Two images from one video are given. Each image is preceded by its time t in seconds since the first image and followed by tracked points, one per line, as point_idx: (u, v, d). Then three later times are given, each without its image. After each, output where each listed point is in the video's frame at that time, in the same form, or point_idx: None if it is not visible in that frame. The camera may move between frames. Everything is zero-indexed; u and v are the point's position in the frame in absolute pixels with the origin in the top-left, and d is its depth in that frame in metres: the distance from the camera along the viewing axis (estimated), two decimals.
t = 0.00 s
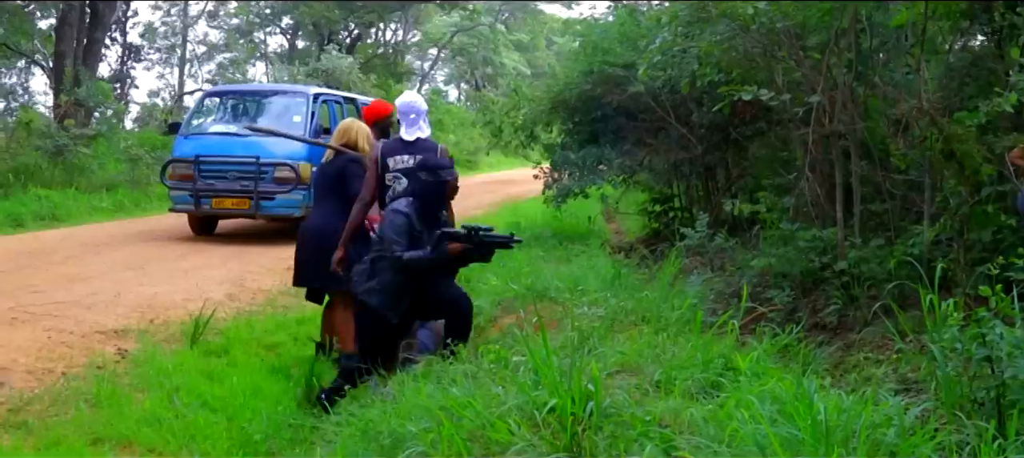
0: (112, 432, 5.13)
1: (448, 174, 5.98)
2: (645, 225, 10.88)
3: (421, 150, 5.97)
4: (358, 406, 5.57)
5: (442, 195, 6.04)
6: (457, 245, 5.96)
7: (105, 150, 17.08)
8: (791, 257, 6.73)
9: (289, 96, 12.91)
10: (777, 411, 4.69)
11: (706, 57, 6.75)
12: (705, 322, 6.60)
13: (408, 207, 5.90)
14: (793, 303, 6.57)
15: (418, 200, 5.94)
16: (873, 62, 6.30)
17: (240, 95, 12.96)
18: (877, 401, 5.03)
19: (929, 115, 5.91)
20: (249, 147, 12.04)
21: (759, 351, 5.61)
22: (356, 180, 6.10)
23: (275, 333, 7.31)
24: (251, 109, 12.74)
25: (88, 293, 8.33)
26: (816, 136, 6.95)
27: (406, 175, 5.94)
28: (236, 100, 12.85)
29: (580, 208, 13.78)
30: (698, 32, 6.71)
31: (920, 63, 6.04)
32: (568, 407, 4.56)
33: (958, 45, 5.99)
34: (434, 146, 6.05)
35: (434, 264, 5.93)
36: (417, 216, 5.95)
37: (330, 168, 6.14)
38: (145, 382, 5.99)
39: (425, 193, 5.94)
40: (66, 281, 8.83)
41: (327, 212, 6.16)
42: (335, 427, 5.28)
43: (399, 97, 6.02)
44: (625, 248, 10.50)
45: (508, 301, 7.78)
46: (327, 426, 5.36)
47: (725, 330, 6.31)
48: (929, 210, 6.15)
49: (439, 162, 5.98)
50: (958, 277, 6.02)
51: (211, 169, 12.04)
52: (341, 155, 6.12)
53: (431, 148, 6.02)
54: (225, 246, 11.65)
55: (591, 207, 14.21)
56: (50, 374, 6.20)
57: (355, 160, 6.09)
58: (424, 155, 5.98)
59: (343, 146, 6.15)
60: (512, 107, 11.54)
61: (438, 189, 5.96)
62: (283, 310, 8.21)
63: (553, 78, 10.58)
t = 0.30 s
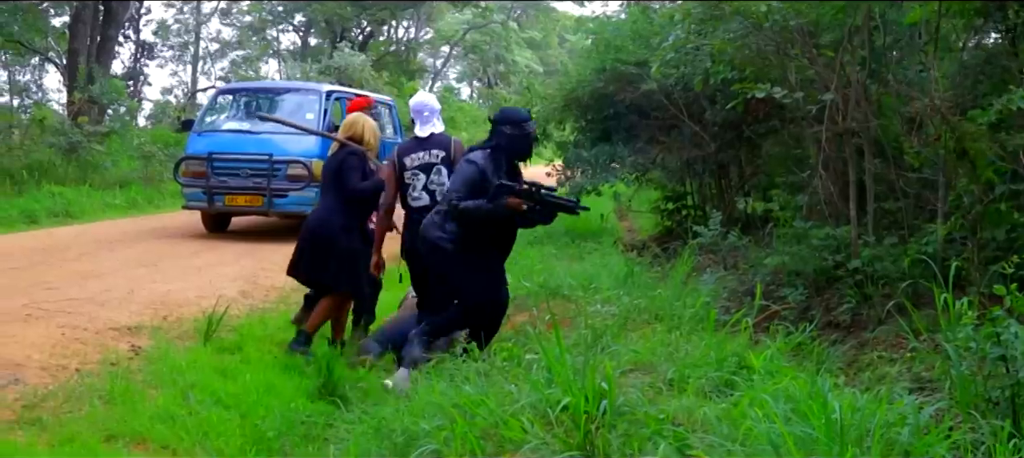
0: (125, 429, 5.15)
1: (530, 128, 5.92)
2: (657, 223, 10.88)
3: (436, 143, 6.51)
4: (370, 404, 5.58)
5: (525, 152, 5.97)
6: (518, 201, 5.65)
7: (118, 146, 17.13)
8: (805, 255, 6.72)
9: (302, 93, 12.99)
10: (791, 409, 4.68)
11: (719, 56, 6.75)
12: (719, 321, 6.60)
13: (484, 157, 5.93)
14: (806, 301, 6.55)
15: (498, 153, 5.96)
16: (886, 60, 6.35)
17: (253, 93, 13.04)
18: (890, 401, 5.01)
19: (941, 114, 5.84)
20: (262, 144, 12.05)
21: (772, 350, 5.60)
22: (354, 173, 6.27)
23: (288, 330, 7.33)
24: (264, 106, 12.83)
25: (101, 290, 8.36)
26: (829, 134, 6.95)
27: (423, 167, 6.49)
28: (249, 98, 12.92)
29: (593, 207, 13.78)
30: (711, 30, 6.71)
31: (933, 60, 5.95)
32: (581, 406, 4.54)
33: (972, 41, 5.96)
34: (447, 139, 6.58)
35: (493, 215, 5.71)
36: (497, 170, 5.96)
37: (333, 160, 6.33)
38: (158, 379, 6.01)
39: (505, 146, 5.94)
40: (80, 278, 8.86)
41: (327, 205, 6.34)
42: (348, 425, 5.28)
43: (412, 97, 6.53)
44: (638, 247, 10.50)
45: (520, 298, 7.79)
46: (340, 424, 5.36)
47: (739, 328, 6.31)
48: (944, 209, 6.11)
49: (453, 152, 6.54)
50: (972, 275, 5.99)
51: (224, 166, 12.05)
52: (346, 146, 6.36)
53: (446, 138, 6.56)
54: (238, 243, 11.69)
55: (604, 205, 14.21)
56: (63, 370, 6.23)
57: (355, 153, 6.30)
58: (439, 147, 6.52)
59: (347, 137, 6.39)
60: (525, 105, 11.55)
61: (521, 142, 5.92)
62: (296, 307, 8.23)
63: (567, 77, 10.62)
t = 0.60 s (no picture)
0: (140, 429, 5.17)
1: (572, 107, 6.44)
2: (670, 220, 10.88)
3: (454, 140, 6.53)
4: (384, 402, 5.59)
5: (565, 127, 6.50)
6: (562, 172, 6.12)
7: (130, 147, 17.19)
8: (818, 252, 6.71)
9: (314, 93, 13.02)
10: (806, 407, 4.68)
11: (730, 53, 6.75)
12: (732, 318, 6.60)
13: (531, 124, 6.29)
14: (819, 298, 6.54)
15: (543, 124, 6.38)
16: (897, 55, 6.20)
17: (265, 93, 13.05)
18: (905, 397, 5.00)
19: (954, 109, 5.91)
20: (274, 144, 12.10)
21: (786, 347, 5.60)
22: (356, 173, 6.30)
23: (302, 330, 7.36)
24: (276, 106, 12.83)
25: (115, 291, 8.40)
26: (842, 130, 6.94)
27: (439, 162, 6.51)
28: (261, 97, 12.93)
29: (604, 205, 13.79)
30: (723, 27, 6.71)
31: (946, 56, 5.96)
32: (596, 404, 4.54)
33: (985, 37, 5.77)
34: (463, 136, 6.61)
35: (539, 182, 6.02)
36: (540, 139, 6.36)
37: (335, 159, 6.36)
38: (172, 379, 6.03)
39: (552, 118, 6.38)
40: (94, 278, 8.91)
41: (328, 204, 6.37)
42: (362, 424, 5.29)
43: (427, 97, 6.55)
44: (650, 244, 10.50)
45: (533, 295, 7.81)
46: (354, 423, 5.37)
47: (752, 326, 6.31)
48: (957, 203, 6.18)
49: (470, 147, 6.56)
50: (986, 271, 5.97)
51: (236, 167, 12.08)
52: (348, 147, 6.35)
53: (463, 135, 6.57)
54: (251, 243, 11.73)
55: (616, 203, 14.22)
56: (78, 370, 6.26)
57: (357, 153, 6.32)
58: (456, 143, 6.54)
59: (349, 138, 6.38)
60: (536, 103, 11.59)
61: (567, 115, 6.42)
62: (309, 306, 8.25)
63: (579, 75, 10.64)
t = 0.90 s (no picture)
0: (148, 439, 5.18)
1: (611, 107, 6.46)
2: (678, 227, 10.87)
3: (468, 156, 6.43)
4: (393, 411, 5.59)
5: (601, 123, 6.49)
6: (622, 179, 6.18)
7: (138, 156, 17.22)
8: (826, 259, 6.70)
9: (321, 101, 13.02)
10: (815, 414, 4.67)
11: (737, 60, 6.76)
12: (740, 325, 6.59)
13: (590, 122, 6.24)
14: (828, 305, 6.53)
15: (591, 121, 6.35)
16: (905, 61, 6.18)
17: (272, 101, 13.05)
18: (915, 404, 4.99)
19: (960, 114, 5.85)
20: (281, 153, 12.12)
21: (794, 354, 5.59)
22: (355, 185, 6.29)
23: (310, 339, 7.36)
24: (282, 115, 12.79)
25: (123, 300, 8.41)
26: (850, 136, 6.94)
27: (451, 174, 6.37)
28: (268, 106, 12.94)
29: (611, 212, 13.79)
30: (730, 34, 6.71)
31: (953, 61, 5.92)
32: (604, 412, 4.55)
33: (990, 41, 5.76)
34: (477, 154, 6.51)
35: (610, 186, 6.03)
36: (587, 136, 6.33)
37: (335, 171, 6.39)
38: (180, 388, 6.04)
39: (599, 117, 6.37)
40: (102, 288, 8.93)
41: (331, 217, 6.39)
42: (370, 432, 5.29)
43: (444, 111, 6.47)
44: (658, 251, 10.49)
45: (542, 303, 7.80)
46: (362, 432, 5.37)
47: (761, 333, 6.31)
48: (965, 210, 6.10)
49: (483, 168, 6.47)
50: (995, 276, 5.94)
51: (243, 176, 12.10)
52: (348, 159, 6.36)
53: (478, 155, 6.48)
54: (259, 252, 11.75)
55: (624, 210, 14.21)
56: (86, 381, 6.27)
57: (355, 165, 6.32)
58: (470, 160, 6.43)
59: (348, 150, 6.39)
60: (543, 111, 11.61)
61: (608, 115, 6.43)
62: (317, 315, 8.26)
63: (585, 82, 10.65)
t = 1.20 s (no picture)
0: (147, 447, 5.17)
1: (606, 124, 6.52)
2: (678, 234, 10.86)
3: (462, 159, 6.38)
4: (392, 418, 5.58)
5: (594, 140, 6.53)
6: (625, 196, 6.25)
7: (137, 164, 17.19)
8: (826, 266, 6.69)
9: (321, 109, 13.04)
10: (815, 421, 4.66)
11: (736, 67, 6.77)
12: (740, 333, 6.59)
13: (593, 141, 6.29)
14: (828, 312, 6.53)
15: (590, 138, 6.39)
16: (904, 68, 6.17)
17: (271, 109, 13.09)
18: (915, 411, 4.98)
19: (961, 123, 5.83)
20: (280, 160, 12.14)
21: (795, 362, 5.58)
22: (363, 192, 6.29)
23: (310, 347, 7.35)
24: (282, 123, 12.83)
25: (123, 308, 8.41)
26: (849, 144, 6.94)
27: (442, 177, 6.35)
28: (268, 114, 12.98)
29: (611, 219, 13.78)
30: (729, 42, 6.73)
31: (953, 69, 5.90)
32: (604, 420, 4.56)
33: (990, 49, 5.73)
34: (473, 159, 6.45)
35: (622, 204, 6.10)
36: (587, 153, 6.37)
37: (344, 181, 6.40)
38: (180, 396, 6.03)
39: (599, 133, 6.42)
40: (102, 296, 8.92)
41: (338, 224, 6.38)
42: (369, 440, 5.28)
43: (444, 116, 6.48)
44: (658, 258, 10.48)
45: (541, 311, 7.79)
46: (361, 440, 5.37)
47: (761, 340, 6.30)
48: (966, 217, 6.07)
49: (475, 171, 6.39)
50: (995, 283, 5.94)
51: (244, 183, 12.04)
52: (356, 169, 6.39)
53: (473, 159, 6.42)
54: (258, 259, 11.73)
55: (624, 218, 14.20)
56: (86, 389, 6.26)
57: (364, 174, 6.34)
58: (462, 163, 6.38)
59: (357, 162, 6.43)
60: (542, 118, 11.62)
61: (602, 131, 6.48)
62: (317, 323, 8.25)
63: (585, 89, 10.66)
